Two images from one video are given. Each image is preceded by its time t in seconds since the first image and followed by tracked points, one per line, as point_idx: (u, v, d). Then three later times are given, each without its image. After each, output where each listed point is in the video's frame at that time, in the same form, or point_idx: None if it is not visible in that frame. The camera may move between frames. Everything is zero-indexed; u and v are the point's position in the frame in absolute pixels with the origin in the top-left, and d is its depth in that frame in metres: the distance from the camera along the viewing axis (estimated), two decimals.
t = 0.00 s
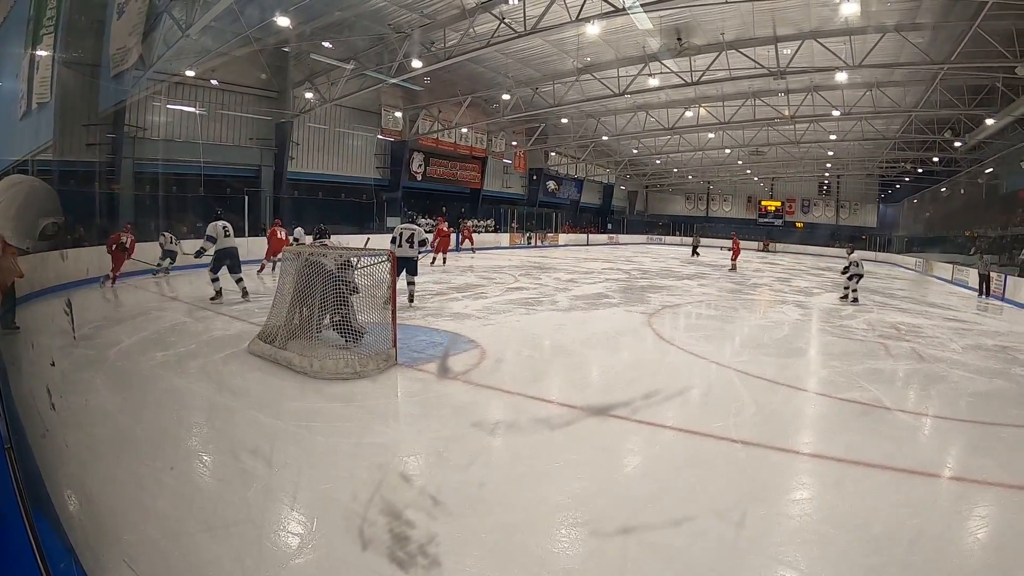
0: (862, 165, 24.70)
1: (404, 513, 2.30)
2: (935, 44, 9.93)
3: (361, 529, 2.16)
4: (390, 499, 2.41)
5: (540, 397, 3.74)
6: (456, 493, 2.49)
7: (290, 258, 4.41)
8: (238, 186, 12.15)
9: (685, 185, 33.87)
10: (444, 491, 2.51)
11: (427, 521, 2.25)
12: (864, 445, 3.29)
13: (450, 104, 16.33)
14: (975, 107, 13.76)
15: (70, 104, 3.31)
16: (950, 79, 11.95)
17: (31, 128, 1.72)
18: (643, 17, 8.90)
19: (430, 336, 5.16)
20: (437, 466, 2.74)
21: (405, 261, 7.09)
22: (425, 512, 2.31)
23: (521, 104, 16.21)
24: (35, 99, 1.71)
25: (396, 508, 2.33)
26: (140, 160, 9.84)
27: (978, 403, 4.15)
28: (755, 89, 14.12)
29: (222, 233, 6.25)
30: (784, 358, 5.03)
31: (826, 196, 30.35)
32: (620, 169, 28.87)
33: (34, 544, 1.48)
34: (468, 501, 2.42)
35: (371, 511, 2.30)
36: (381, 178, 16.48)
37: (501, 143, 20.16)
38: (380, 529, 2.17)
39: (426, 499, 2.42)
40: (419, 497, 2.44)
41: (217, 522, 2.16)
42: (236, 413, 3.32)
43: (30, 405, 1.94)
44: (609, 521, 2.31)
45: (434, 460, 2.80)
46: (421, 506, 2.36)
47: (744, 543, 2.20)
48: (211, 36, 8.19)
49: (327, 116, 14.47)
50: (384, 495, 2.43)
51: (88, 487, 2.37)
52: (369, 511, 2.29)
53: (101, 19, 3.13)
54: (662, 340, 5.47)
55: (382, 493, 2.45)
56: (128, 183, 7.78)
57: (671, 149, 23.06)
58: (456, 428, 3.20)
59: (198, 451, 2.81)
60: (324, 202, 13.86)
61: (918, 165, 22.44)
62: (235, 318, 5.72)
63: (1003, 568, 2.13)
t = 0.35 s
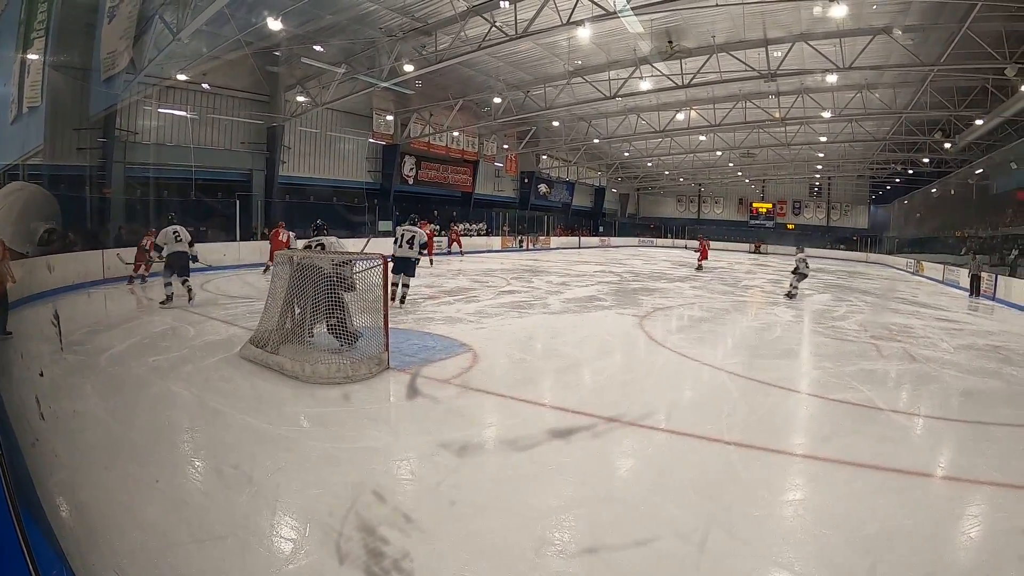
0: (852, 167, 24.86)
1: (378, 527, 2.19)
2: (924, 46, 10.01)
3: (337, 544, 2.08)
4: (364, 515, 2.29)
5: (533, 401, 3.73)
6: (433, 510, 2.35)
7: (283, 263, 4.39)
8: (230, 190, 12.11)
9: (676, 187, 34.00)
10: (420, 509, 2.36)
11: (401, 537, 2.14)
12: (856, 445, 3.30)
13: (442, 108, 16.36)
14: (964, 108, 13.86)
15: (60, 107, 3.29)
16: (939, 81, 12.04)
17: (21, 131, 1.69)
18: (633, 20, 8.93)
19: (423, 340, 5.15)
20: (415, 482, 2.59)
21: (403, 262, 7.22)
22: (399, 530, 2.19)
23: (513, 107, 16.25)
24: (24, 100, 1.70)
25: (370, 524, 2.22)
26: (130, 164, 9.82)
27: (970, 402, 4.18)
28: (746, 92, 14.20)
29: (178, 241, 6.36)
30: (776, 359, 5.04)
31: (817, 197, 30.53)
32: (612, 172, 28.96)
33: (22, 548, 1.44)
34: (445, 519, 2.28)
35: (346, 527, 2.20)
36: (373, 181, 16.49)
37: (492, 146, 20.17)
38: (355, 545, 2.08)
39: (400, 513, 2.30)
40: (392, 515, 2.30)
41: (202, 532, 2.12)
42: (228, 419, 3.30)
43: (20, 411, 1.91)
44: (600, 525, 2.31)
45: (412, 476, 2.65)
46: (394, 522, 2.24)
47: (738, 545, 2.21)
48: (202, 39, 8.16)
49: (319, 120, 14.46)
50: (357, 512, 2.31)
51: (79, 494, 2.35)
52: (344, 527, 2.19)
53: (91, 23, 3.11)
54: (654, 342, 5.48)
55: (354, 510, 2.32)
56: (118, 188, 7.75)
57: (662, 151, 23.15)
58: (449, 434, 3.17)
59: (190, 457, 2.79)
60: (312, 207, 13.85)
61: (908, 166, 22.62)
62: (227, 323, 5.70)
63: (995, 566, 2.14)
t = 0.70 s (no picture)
0: (843, 166, 24.99)
1: (349, 532, 2.18)
2: (914, 45, 10.06)
3: (310, 548, 2.07)
4: (336, 519, 2.28)
5: (524, 402, 3.72)
6: (403, 513, 2.34)
7: (273, 265, 4.40)
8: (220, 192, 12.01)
9: (667, 187, 34.05)
10: (390, 511, 2.35)
11: (372, 540, 2.13)
12: (847, 442, 3.32)
13: (432, 108, 16.37)
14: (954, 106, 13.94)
15: (48, 109, 3.28)
16: (928, 79, 12.12)
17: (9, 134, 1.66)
18: (624, 21, 8.94)
19: (415, 342, 5.13)
20: (386, 484, 2.59)
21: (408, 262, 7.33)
22: (370, 532, 2.19)
23: (503, 107, 16.26)
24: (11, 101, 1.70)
25: (341, 528, 2.21)
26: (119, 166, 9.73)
27: (962, 399, 4.20)
28: (736, 91, 14.25)
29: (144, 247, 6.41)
30: (767, 358, 5.06)
31: (808, 196, 30.70)
32: (602, 172, 28.97)
33: (12, 552, 1.41)
34: (416, 522, 2.27)
35: (318, 531, 2.19)
36: (364, 183, 16.47)
37: (483, 147, 20.17)
38: (328, 547, 2.08)
39: (368, 517, 2.29)
40: (362, 518, 2.29)
41: (185, 536, 2.11)
42: (220, 421, 3.28)
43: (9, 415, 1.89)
44: (597, 525, 2.31)
45: (383, 477, 2.65)
46: (364, 526, 2.23)
47: (732, 543, 2.21)
48: (192, 40, 8.11)
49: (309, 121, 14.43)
50: (330, 516, 2.29)
51: (69, 499, 2.33)
52: (316, 530, 2.19)
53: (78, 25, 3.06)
54: (646, 342, 5.48)
55: (326, 514, 2.31)
56: (108, 190, 7.71)
57: (653, 152, 23.20)
58: (436, 434, 3.18)
59: (181, 460, 2.78)
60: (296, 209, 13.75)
61: (898, 164, 22.76)
62: (218, 326, 5.67)
63: (987, 562, 2.15)
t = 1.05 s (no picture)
0: (834, 166, 25.11)
1: (342, 528, 2.20)
2: (905, 45, 10.10)
3: (305, 545, 2.09)
4: (329, 515, 2.29)
5: (518, 403, 3.72)
6: (394, 508, 2.36)
7: (265, 269, 4.42)
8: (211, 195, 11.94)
9: (659, 189, 34.10)
10: (382, 507, 2.36)
11: (365, 536, 2.14)
12: (840, 441, 3.33)
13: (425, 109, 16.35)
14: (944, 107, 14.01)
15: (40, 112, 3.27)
16: (918, 80, 12.18)
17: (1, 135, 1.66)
18: (615, 22, 8.95)
19: (407, 344, 5.12)
20: (379, 480, 2.61)
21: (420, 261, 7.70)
22: (363, 529, 2.19)
23: (495, 109, 16.26)
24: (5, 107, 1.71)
25: (335, 524, 2.22)
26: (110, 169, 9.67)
27: (954, 398, 4.22)
28: (727, 92, 14.30)
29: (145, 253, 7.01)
30: (760, 358, 5.07)
31: (799, 197, 30.83)
32: (595, 174, 28.99)
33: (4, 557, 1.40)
34: (408, 517, 2.29)
35: (312, 527, 2.21)
36: (356, 185, 16.44)
37: (475, 148, 20.16)
38: (321, 544, 2.09)
39: (359, 513, 2.31)
40: (355, 514, 2.31)
41: (180, 537, 2.11)
42: (213, 424, 3.26)
43: None
44: (590, 524, 2.31)
45: (373, 475, 2.66)
46: (356, 523, 2.24)
47: (725, 544, 2.21)
48: (184, 42, 8.09)
49: (302, 123, 14.40)
50: (322, 512, 2.31)
51: (62, 503, 2.31)
52: (310, 527, 2.20)
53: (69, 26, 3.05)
54: (639, 343, 5.49)
55: (319, 511, 2.32)
56: (99, 192, 7.67)
57: (645, 153, 23.24)
58: (431, 434, 3.18)
59: (174, 463, 2.76)
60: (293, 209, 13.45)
61: (889, 165, 22.90)
62: (211, 329, 5.64)
63: (980, 559, 2.16)
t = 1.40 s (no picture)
0: (823, 164, 25.24)
1: (306, 522, 2.25)
2: (893, 43, 10.16)
3: (272, 539, 2.13)
4: (295, 510, 2.35)
5: (509, 402, 3.72)
6: (353, 500, 2.43)
7: (255, 270, 4.38)
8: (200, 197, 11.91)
9: (648, 187, 34.13)
10: (342, 501, 2.43)
11: (328, 529, 2.21)
12: (832, 437, 3.35)
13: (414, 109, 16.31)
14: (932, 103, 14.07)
15: (29, 116, 3.25)
16: (906, 77, 12.24)
17: None
18: (603, 22, 8.97)
19: (398, 344, 5.11)
20: (339, 474, 2.68)
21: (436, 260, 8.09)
22: (325, 522, 2.25)
23: (485, 108, 16.26)
24: None
25: (299, 518, 2.28)
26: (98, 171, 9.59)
27: (943, 392, 4.25)
28: (716, 91, 14.34)
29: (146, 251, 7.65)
30: (751, 355, 5.10)
31: (789, 195, 30.97)
32: (584, 172, 28.99)
33: None
34: (368, 510, 2.35)
35: (279, 521, 2.26)
36: (344, 185, 16.38)
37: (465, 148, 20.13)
38: (286, 537, 2.14)
39: (323, 508, 2.36)
40: (318, 507, 2.37)
41: (170, 540, 2.10)
42: (204, 427, 3.25)
43: None
44: (583, 522, 2.32)
45: (333, 469, 2.74)
46: (320, 516, 2.30)
47: (718, 541, 2.21)
48: (172, 43, 8.04)
49: (291, 123, 14.34)
50: (288, 506, 2.37)
51: (52, 508, 2.30)
52: (277, 521, 2.26)
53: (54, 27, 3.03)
54: (630, 341, 5.49)
55: (284, 505, 2.38)
56: (88, 196, 7.63)
57: (635, 151, 23.26)
58: (424, 434, 3.19)
59: (165, 466, 2.74)
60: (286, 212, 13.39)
61: (878, 162, 23.04)
62: (201, 331, 5.61)
63: (971, 553, 2.18)
